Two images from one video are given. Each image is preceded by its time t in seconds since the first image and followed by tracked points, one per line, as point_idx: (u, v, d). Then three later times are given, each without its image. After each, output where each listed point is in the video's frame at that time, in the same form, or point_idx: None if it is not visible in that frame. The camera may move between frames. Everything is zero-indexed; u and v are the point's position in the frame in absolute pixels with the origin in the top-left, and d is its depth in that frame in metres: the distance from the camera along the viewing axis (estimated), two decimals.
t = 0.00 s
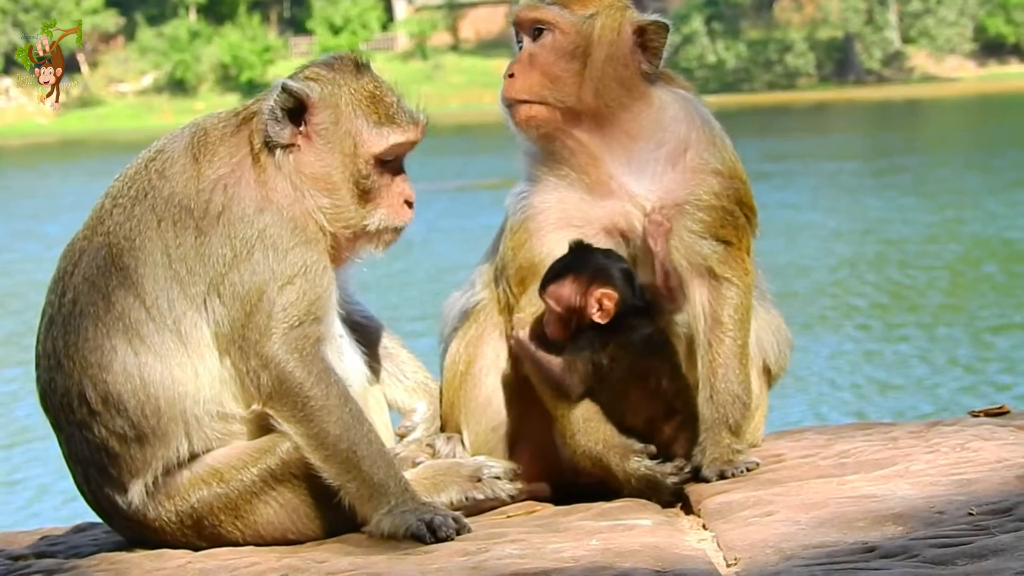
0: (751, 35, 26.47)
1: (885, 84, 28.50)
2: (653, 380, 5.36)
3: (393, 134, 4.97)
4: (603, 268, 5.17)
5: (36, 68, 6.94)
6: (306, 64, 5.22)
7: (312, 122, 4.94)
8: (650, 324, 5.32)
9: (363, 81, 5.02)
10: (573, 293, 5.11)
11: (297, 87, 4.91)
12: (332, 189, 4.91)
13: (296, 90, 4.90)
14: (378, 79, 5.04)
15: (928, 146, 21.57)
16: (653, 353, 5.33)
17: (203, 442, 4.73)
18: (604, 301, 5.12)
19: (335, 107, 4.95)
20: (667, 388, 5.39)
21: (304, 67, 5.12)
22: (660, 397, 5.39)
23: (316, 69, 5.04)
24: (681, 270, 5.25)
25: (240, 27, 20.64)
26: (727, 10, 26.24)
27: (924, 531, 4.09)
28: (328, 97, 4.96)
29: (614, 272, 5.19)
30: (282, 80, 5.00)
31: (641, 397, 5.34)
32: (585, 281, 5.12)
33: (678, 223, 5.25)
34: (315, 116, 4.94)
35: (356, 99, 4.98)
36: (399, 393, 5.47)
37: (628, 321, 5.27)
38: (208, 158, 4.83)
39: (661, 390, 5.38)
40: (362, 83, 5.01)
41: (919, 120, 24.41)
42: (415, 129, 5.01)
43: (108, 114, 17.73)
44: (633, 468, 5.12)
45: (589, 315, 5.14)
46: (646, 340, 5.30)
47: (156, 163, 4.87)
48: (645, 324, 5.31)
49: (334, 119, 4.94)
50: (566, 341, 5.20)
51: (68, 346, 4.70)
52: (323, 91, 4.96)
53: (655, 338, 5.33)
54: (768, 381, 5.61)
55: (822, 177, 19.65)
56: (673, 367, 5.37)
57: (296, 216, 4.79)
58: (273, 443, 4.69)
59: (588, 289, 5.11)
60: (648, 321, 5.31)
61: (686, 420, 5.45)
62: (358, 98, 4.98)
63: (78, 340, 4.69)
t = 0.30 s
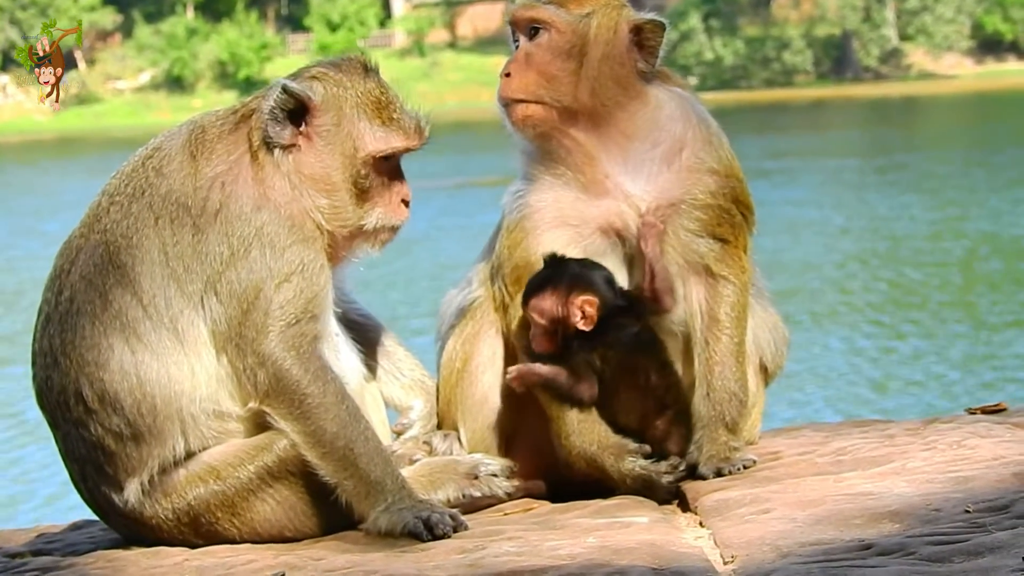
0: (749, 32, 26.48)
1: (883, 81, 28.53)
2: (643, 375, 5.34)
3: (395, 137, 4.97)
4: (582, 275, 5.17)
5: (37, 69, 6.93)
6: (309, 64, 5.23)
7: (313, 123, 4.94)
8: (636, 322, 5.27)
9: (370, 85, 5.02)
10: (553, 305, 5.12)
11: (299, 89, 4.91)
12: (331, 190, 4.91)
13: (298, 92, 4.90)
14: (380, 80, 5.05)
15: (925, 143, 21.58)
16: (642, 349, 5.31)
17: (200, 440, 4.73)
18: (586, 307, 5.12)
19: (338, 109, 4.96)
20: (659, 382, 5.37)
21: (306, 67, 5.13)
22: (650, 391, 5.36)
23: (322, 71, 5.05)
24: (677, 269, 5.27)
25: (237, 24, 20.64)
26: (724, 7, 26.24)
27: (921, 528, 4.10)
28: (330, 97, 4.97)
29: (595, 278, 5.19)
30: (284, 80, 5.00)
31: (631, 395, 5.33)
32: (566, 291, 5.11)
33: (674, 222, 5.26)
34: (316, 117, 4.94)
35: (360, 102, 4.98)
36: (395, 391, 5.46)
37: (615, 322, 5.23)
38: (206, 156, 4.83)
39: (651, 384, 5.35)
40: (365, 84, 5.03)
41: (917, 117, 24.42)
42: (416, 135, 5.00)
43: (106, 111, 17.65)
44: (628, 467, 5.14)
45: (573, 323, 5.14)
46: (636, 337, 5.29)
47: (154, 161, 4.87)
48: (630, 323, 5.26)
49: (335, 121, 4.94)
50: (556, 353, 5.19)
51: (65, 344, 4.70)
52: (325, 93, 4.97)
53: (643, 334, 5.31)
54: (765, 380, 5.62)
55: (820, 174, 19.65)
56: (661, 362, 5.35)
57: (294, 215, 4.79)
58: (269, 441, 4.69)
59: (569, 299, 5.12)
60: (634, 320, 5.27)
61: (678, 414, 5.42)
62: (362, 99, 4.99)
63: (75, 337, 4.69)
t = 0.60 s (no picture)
0: (746, 30, 26.47)
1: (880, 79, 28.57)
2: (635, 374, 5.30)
3: (395, 134, 4.98)
4: (562, 283, 5.20)
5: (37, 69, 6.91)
6: (308, 62, 5.21)
7: (313, 121, 4.93)
8: (625, 324, 5.31)
9: (371, 85, 5.02)
10: (539, 316, 5.16)
11: (298, 88, 4.89)
12: (329, 188, 4.91)
13: (298, 91, 4.89)
14: (380, 79, 5.05)
15: (922, 141, 21.60)
16: (632, 349, 5.31)
17: (195, 438, 4.73)
18: (571, 314, 5.16)
19: (338, 107, 4.95)
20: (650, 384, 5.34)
21: (307, 64, 5.12)
22: (642, 392, 5.33)
23: (322, 69, 5.04)
24: (672, 266, 5.33)
25: (234, 21, 20.60)
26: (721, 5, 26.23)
27: (916, 525, 4.10)
28: (330, 96, 4.96)
29: (576, 283, 5.21)
30: (283, 78, 4.98)
31: (624, 395, 5.29)
32: (547, 301, 5.15)
33: (669, 220, 5.29)
34: (316, 116, 4.93)
35: (361, 101, 4.98)
36: (391, 388, 5.46)
37: (601, 324, 5.26)
38: (202, 154, 4.83)
39: (642, 383, 5.32)
40: (366, 83, 5.02)
41: (914, 115, 24.44)
42: (415, 130, 5.01)
43: (102, 109, 17.60)
44: (624, 466, 5.11)
45: (561, 331, 5.19)
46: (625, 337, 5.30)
47: (150, 158, 4.87)
48: (618, 323, 5.29)
49: (335, 119, 4.94)
50: (548, 361, 5.16)
51: (61, 341, 4.69)
52: (325, 92, 4.95)
53: (631, 334, 5.32)
54: (761, 377, 5.63)
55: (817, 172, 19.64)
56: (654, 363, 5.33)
57: (291, 212, 4.79)
58: (265, 438, 4.69)
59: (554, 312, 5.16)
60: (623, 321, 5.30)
61: (672, 413, 5.40)
62: (362, 99, 4.98)
63: (71, 335, 4.69)
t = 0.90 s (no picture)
0: (741, 28, 26.46)
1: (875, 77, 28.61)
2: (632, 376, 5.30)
3: (390, 130, 4.97)
4: (555, 288, 5.17)
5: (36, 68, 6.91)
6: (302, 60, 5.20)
7: (308, 119, 4.92)
8: (619, 327, 5.29)
9: (366, 82, 5.02)
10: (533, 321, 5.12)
11: (294, 86, 4.89)
12: (324, 185, 4.90)
13: (295, 88, 4.88)
14: (375, 76, 5.05)
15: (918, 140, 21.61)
16: (624, 354, 5.29)
17: (189, 437, 4.72)
18: (564, 322, 5.12)
19: (334, 104, 4.94)
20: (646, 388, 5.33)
21: (302, 61, 5.11)
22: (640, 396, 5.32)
23: (317, 66, 5.03)
24: (669, 264, 5.33)
25: (229, 18, 20.55)
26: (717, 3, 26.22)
27: (912, 524, 4.10)
28: (326, 93, 4.95)
29: (569, 288, 5.19)
30: (278, 75, 4.97)
31: (622, 399, 5.29)
32: (541, 306, 5.12)
33: (664, 220, 5.30)
34: (312, 113, 4.92)
35: (356, 98, 4.97)
36: (386, 387, 5.44)
37: (594, 329, 5.23)
38: (196, 153, 4.82)
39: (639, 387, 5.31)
40: (361, 80, 5.02)
41: (909, 113, 24.47)
42: (409, 125, 5.00)
43: (98, 106, 17.56)
44: (622, 465, 5.13)
45: (554, 337, 5.15)
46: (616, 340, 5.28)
47: (145, 156, 4.87)
48: (611, 327, 5.27)
49: (331, 116, 4.93)
50: (540, 364, 5.15)
51: (55, 341, 4.69)
52: (321, 89, 4.94)
53: (623, 339, 5.30)
54: (757, 376, 5.63)
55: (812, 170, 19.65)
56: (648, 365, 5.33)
57: (285, 210, 4.79)
58: (259, 437, 4.69)
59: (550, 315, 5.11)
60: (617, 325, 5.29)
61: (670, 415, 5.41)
62: (358, 96, 4.98)
63: (65, 334, 4.69)
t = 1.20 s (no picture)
0: (737, 26, 26.43)
1: (871, 76, 28.60)
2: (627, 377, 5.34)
3: (385, 119, 4.97)
4: (549, 291, 5.19)
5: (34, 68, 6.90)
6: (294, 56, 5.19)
7: (303, 113, 4.92)
8: (612, 329, 5.29)
9: (361, 74, 5.01)
10: (528, 326, 5.14)
11: (288, 80, 4.88)
12: (321, 178, 4.90)
13: (289, 83, 4.87)
14: (369, 70, 5.05)
15: (914, 138, 21.60)
16: (619, 354, 5.32)
17: (185, 437, 4.72)
18: (561, 323, 5.13)
19: (328, 97, 4.94)
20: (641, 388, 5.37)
21: (294, 57, 5.10)
22: (634, 397, 5.37)
23: (311, 61, 5.02)
24: (662, 264, 5.34)
25: (225, 16, 20.51)
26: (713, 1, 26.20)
27: (907, 524, 4.11)
28: (321, 87, 4.94)
29: (562, 291, 5.20)
30: (272, 71, 4.96)
31: (617, 400, 5.33)
32: (536, 310, 5.14)
33: (660, 220, 5.31)
34: (306, 107, 4.92)
35: (351, 90, 4.97)
36: (382, 385, 5.47)
37: (589, 330, 5.23)
38: (192, 152, 4.82)
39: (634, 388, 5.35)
40: (356, 73, 5.01)
41: (905, 111, 24.45)
42: (404, 112, 5.02)
43: (94, 105, 17.52)
44: (617, 465, 5.13)
45: (551, 340, 5.15)
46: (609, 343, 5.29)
47: (140, 156, 4.87)
48: (605, 330, 5.27)
49: (327, 109, 4.93)
50: (536, 369, 5.17)
51: (51, 340, 4.69)
52: (316, 83, 4.94)
53: (617, 340, 5.31)
54: (753, 375, 5.63)
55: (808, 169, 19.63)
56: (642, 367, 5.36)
57: (282, 209, 4.79)
58: (255, 436, 4.69)
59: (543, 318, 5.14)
60: (611, 328, 5.29)
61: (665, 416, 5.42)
62: (352, 88, 4.97)
63: (62, 332, 4.68)
